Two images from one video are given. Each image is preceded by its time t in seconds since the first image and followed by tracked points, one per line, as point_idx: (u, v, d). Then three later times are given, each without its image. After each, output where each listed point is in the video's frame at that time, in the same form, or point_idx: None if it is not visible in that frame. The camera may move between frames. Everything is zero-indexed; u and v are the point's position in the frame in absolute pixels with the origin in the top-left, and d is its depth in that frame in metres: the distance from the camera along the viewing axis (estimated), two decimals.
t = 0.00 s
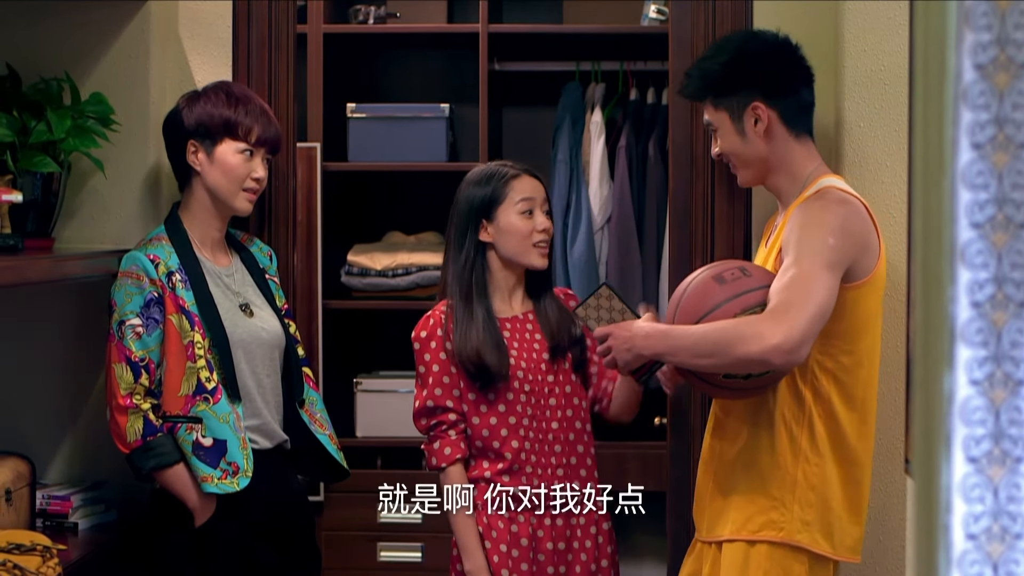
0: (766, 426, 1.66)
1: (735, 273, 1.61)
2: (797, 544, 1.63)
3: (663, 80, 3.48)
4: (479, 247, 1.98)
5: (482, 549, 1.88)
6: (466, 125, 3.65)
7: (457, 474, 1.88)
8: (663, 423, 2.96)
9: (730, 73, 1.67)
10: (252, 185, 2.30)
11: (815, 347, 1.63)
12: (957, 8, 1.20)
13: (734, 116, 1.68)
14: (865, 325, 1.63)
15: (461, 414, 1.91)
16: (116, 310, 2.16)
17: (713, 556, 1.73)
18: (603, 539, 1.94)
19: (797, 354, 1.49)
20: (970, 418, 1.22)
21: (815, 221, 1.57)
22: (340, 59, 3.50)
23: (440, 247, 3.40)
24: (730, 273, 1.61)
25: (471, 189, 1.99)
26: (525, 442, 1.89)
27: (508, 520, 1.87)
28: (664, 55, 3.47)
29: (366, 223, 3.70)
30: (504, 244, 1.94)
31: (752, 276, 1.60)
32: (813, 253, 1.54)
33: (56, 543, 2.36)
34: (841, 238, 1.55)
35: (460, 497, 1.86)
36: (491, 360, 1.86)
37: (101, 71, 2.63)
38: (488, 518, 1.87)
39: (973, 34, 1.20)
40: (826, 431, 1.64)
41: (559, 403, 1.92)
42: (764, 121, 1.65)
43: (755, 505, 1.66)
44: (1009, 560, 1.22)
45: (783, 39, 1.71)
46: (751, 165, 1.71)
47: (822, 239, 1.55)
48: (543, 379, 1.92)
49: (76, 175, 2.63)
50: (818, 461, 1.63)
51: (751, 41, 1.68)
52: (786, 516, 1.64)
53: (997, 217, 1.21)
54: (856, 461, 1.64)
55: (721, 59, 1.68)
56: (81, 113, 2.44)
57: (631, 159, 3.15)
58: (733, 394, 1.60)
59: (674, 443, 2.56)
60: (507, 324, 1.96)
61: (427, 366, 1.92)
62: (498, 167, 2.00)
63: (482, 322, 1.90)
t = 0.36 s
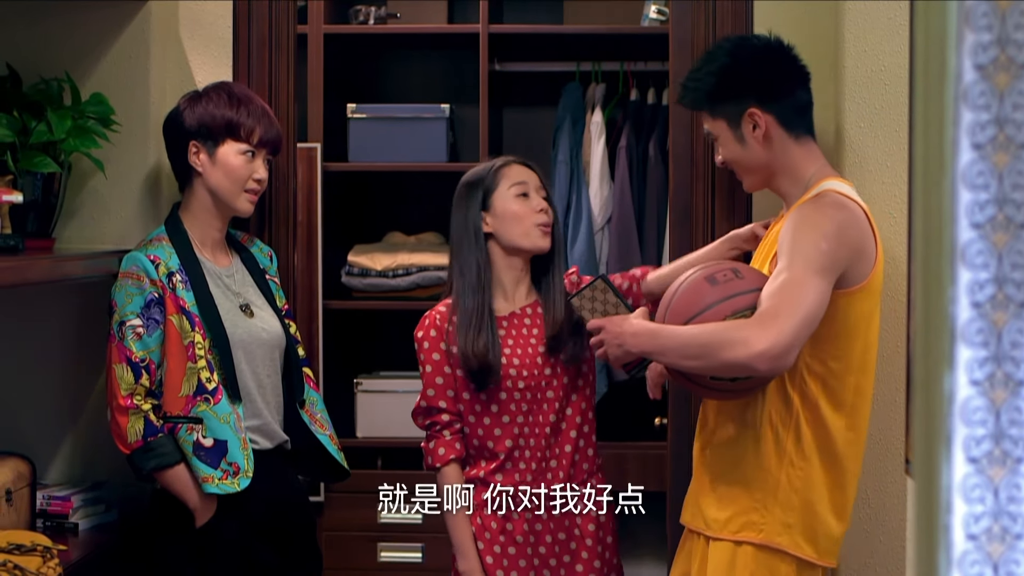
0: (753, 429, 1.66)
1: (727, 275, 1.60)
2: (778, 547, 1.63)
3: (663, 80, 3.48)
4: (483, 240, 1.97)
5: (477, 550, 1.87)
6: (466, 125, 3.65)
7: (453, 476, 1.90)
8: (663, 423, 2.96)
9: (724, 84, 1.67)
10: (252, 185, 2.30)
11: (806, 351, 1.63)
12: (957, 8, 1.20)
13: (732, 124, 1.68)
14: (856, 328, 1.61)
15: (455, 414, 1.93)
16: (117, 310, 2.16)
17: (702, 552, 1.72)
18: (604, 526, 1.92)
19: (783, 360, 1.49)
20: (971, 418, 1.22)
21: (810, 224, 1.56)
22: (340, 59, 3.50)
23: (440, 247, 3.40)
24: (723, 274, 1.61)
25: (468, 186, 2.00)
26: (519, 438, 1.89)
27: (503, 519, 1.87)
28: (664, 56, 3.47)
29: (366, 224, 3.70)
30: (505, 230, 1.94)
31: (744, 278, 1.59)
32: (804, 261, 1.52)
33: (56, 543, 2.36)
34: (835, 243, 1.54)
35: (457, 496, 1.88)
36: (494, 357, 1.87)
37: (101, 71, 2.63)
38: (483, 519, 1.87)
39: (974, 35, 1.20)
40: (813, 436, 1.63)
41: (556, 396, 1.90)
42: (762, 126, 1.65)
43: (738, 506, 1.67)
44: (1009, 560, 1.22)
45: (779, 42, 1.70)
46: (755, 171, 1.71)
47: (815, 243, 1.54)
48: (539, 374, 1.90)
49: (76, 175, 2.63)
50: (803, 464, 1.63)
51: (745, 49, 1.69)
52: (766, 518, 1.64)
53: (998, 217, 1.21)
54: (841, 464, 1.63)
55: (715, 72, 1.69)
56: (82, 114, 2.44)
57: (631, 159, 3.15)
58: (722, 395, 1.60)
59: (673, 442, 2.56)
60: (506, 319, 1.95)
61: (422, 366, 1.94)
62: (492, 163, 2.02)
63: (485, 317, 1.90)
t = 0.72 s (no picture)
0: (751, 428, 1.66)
1: (739, 275, 1.59)
2: (774, 547, 1.63)
3: (663, 80, 3.48)
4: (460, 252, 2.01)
5: (470, 551, 1.87)
6: (466, 125, 3.65)
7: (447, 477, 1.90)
8: (664, 423, 2.96)
9: (744, 78, 1.64)
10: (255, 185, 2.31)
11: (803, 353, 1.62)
12: (957, 8, 1.20)
13: (750, 118, 1.65)
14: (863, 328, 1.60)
15: (448, 418, 1.94)
16: (117, 310, 2.16)
17: (698, 552, 1.72)
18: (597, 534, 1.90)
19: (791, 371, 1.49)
20: (971, 418, 1.22)
21: (821, 232, 1.54)
22: (340, 59, 3.50)
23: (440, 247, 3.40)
24: (733, 275, 1.59)
25: (446, 192, 2.02)
26: (512, 438, 1.89)
27: (499, 520, 1.86)
28: (664, 56, 3.47)
29: (365, 223, 3.70)
30: (483, 242, 1.95)
31: (755, 280, 1.58)
32: (814, 267, 1.52)
33: (56, 543, 2.36)
34: (846, 253, 1.53)
35: (456, 497, 1.88)
36: (462, 364, 1.89)
37: (101, 71, 2.63)
38: (478, 520, 1.86)
39: (974, 35, 1.20)
40: (808, 437, 1.63)
41: (549, 397, 1.91)
42: (781, 125, 1.63)
43: (734, 505, 1.67)
44: (1009, 560, 1.22)
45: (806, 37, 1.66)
46: (765, 167, 1.70)
47: (825, 252, 1.52)
48: (531, 373, 1.91)
49: (76, 175, 2.63)
50: (799, 465, 1.62)
51: (772, 40, 1.64)
52: (763, 518, 1.64)
53: (998, 217, 1.21)
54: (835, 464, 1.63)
55: (739, 58, 1.65)
56: (82, 114, 2.44)
57: (631, 159, 3.15)
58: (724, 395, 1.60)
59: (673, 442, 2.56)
60: (493, 325, 1.96)
61: (412, 372, 1.96)
62: (471, 168, 2.03)
63: (458, 326, 1.93)
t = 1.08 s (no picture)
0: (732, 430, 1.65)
1: (723, 280, 1.56)
2: (757, 545, 1.62)
3: (663, 80, 3.48)
4: (468, 250, 2.00)
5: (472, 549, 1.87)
6: (466, 125, 3.65)
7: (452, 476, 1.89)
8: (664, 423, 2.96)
9: (716, 72, 1.64)
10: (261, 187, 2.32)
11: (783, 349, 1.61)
12: (957, 8, 1.22)
13: (714, 110, 1.66)
14: (839, 322, 1.59)
15: (455, 414, 1.92)
16: (117, 310, 2.16)
17: (687, 553, 1.73)
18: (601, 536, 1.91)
19: (798, 368, 1.45)
20: (971, 418, 1.24)
21: (791, 226, 1.52)
22: (340, 59, 3.50)
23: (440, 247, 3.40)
24: (716, 280, 1.56)
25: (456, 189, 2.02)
26: (517, 439, 1.89)
27: (502, 520, 1.86)
28: (664, 56, 3.47)
29: (365, 224, 3.70)
30: (493, 243, 1.95)
31: (739, 282, 1.55)
32: (797, 263, 1.49)
33: (56, 543, 2.36)
34: (818, 244, 1.51)
35: (456, 497, 1.87)
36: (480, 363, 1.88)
37: (101, 72, 2.63)
38: (481, 519, 1.87)
39: (974, 35, 1.22)
40: (790, 433, 1.62)
41: (555, 400, 1.91)
42: (743, 118, 1.63)
43: (717, 506, 1.66)
44: (1009, 560, 1.23)
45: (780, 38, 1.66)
46: (725, 159, 1.70)
47: (801, 245, 1.51)
48: (538, 377, 1.91)
49: (76, 175, 2.63)
50: (781, 462, 1.61)
51: (746, 40, 1.64)
52: (746, 517, 1.63)
53: (998, 217, 1.22)
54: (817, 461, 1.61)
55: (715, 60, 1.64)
56: (82, 114, 2.44)
57: (631, 159, 3.15)
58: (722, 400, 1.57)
59: (674, 442, 2.56)
60: (503, 323, 1.95)
61: (421, 367, 1.94)
62: (479, 165, 2.03)
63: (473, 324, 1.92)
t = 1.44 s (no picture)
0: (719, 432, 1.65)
1: (692, 276, 1.55)
2: (735, 549, 1.61)
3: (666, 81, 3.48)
4: (481, 248, 2.00)
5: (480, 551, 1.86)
6: (468, 126, 3.65)
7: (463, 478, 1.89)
8: (666, 424, 2.96)
9: (748, 54, 1.63)
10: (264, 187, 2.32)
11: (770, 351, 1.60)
12: (961, 8, 1.22)
13: (729, 93, 1.67)
14: (829, 323, 1.57)
15: (464, 415, 1.92)
16: (119, 311, 2.15)
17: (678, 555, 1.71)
18: (609, 540, 1.92)
19: (750, 368, 1.44)
20: (973, 419, 1.25)
21: (770, 225, 1.52)
22: (342, 60, 3.51)
23: (442, 247, 3.40)
24: (685, 276, 1.56)
25: (471, 190, 2.02)
26: (528, 441, 1.89)
27: (511, 523, 1.86)
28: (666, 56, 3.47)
29: (367, 224, 3.70)
30: (503, 245, 1.96)
31: (706, 279, 1.54)
32: (768, 261, 1.49)
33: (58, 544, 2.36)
34: (796, 244, 1.50)
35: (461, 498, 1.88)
36: (492, 361, 1.88)
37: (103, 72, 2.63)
38: (491, 522, 1.86)
39: (976, 36, 1.22)
40: (774, 437, 1.60)
41: (565, 404, 1.91)
42: (752, 108, 1.64)
43: (700, 508, 1.66)
44: (1011, 561, 1.24)
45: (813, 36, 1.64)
46: (725, 142, 1.70)
47: (776, 244, 1.50)
48: (549, 380, 1.91)
49: (78, 176, 2.64)
50: (763, 465, 1.60)
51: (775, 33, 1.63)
52: (726, 521, 1.63)
53: (999, 218, 1.23)
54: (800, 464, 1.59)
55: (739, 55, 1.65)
56: (84, 115, 2.44)
57: (633, 160, 3.15)
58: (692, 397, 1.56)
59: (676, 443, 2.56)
60: (515, 325, 1.95)
61: (431, 367, 1.94)
62: (494, 166, 2.03)
63: (484, 318, 1.92)
